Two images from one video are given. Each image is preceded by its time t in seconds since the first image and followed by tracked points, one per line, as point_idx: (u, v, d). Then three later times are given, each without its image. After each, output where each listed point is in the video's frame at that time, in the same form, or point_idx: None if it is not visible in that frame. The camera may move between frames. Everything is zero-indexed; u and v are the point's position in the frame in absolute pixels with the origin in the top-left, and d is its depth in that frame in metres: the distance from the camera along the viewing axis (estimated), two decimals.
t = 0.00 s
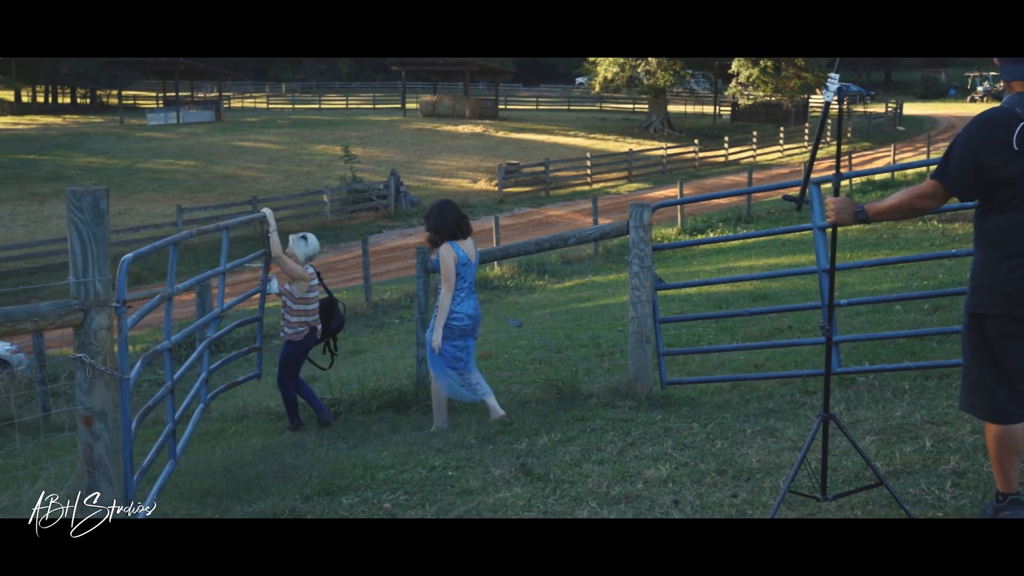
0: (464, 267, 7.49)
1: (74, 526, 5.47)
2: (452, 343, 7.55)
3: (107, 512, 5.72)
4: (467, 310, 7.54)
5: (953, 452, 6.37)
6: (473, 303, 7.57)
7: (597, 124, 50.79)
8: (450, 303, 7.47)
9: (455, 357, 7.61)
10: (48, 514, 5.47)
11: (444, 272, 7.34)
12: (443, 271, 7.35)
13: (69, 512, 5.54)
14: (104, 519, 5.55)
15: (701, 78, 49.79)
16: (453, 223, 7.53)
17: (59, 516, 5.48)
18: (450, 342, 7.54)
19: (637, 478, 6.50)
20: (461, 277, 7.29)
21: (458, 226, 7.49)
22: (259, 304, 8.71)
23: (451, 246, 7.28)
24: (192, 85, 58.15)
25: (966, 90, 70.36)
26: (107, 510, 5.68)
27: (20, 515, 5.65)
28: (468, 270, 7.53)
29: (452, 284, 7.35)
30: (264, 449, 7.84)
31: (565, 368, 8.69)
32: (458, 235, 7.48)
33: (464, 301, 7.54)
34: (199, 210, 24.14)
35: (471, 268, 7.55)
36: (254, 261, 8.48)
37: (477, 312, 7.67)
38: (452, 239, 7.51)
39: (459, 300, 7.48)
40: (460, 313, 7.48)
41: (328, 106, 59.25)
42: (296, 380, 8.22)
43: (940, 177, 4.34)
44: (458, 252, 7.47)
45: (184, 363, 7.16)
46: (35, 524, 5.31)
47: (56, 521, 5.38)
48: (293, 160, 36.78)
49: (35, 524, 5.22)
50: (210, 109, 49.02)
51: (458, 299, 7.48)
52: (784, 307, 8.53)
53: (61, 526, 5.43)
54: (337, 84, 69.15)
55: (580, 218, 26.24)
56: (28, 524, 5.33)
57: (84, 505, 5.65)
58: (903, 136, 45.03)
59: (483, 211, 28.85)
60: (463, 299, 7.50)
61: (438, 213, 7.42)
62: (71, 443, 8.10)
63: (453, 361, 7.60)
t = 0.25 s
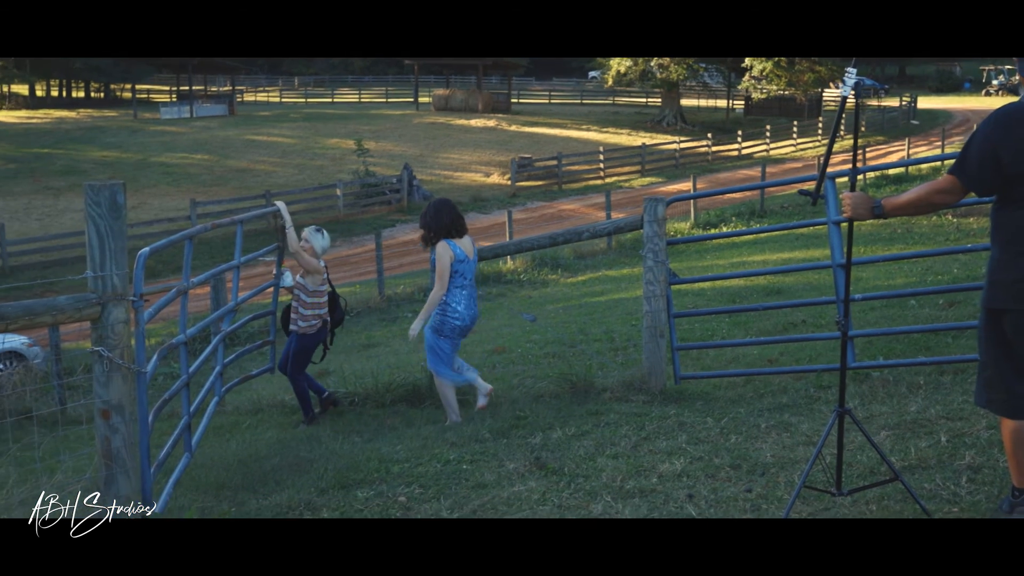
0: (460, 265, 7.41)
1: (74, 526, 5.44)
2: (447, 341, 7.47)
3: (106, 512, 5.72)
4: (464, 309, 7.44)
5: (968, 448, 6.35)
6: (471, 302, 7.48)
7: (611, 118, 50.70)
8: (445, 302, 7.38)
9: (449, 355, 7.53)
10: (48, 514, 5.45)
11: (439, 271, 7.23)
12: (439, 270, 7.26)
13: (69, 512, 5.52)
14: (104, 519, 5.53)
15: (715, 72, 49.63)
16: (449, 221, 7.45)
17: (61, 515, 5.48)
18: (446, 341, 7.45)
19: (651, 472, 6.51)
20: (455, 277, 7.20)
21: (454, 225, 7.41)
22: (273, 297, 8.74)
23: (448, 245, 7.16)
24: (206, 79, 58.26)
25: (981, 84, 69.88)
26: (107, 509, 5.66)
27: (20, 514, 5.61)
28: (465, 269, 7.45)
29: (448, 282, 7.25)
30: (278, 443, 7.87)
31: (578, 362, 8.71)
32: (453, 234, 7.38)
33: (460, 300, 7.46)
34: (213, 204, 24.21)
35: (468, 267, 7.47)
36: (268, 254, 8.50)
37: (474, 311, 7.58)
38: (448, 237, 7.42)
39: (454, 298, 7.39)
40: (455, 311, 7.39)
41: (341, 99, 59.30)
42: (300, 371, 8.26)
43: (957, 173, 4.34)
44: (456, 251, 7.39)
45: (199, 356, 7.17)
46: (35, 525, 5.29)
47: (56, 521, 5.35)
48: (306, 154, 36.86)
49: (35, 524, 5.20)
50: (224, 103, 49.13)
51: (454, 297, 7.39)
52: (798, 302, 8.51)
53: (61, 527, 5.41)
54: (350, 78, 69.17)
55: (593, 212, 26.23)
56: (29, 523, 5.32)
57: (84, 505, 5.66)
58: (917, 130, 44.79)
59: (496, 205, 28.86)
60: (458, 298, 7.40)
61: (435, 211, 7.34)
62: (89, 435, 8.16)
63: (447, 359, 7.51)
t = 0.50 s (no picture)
0: (461, 258, 7.57)
1: (74, 525, 5.34)
2: (448, 332, 7.64)
3: (106, 512, 5.62)
4: (464, 300, 7.62)
5: (982, 443, 6.34)
6: (471, 294, 7.65)
7: (622, 113, 50.67)
8: (446, 293, 7.56)
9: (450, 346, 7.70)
10: (48, 514, 5.36)
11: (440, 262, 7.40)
12: (439, 262, 7.41)
13: (69, 511, 5.43)
14: (104, 519, 5.39)
15: (727, 67, 49.56)
16: (448, 216, 7.57)
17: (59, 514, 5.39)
18: (447, 331, 7.63)
19: (665, 466, 6.52)
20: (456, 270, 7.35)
21: (455, 218, 7.55)
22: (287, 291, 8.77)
23: (448, 238, 7.30)
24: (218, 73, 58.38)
25: (994, 79, 69.63)
26: (108, 509, 5.53)
27: (21, 512, 5.56)
28: (466, 261, 7.60)
29: (449, 274, 7.42)
30: (292, 436, 7.89)
31: (591, 357, 8.71)
32: (453, 227, 7.52)
33: (460, 291, 7.62)
34: (225, 198, 24.28)
35: (468, 260, 7.62)
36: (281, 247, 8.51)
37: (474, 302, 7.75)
38: (448, 231, 7.56)
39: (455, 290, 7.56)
40: (456, 302, 7.57)
41: (353, 94, 59.38)
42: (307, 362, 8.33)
43: (973, 167, 4.38)
44: (456, 244, 7.55)
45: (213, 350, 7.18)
46: (35, 525, 5.21)
47: (56, 521, 5.25)
48: (318, 149, 36.91)
49: (33, 524, 5.11)
50: (236, 98, 49.21)
51: (455, 289, 7.56)
52: (811, 297, 8.50)
53: (60, 527, 5.30)
54: (362, 72, 69.25)
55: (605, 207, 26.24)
56: (28, 524, 5.24)
57: (84, 505, 5.58)
58: (930, 126, 44.67)
59: (507, 199, 28.89)
60: (459, 290, 7.57)
61: (434, 205, 7.48)
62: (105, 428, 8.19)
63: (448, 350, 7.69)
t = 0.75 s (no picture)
0: (461, 258, 7.64)
1: (73, 526, 5.38)
2: (446, 332, 7.62)
3: (105, 512, 5.63)
4: (463, 300, 7.65)
5: (997, 439, 6.33)
6: (470, 295, 7.69)
7: (634, 108, 50.57)
8: (446, 293, 7.60)
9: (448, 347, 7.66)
10: (48, 514, 5.39)
11: (441, 260, 7.47)
12: (440, 261, 7.50)
13: (69, 512, 5.49)
14: (104, 519, 5.43)
15: (739, 62, 49.39)
16: (450, 216, 7.67)
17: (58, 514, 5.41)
18: (446, 331, 7.61)
19: (678, 461, 6.52)
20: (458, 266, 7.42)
21: (457, 218, 7.66)
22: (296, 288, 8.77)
23: (449, 235, 7.36)
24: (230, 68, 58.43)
25: (1009, 74, 69.16)
26: (107, 510, 5.56)
27: (20, 508, 5.58)
28: (466, 262, 7.67)
29: (450, 271, 7.48)
30: (305, 429, 7.92)
31: (603, 351, 8.72)
32: (455, 226, 7.61)
33: (459, 291, 7.66)
34: (237, 192, 24.36)
35: (468, 260, 7.70)
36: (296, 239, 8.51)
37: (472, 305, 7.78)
38: (448, 231, 7.66)
39: (455, 290, 7.61)
40: (456, 302, 7.60)
41: (365, 89, 59.39)
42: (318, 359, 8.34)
43: (991, 162, 4.47)
44: (456, 244, 7.64)
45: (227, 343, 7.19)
46: (36, 524, 5.23)
47: (56, 521, 5.30)
48: (330, 143, 36.97)
49: (34, 524, 5.13)
50: (247, 92, 49.30)
51: (455, 288, 7.60)
52: (824, 292, 8.49)
53: (60, 527, 5.34)
54: (373, 67, 69.22)
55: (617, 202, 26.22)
56: (28, 524, 5.25)
57: (84, 505, 5.61)
58: (943, 121, 44.44)
59: (519, 194, 28.88)
60: (458, 289, 7.62)
61: (435, 205, 7.59)
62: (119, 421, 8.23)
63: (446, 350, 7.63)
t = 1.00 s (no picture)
0: (455, 262, 7.77)
1: (73, 526, 5.46)
2: (438, 334, 7.73)
3: (107, 512, 5.59)
4: (455, 304, 7.77)
5: (1009, 434, 6.33)
6: (463, 298, 7.82)
7: (644, 102, 50.48)
8: (439, 296, 7.73)
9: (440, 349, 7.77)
10: (48, 513, 5.45)
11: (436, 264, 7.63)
12: (435, 264, 7.66)
13: (69, 512, 5.52)
14: (103, 519, 5.47)
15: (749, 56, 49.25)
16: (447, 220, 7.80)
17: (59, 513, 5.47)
18: (437, 334, 7.72)
19: (689, 455, 6.53)
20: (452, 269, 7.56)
21: (455, 222, 7.79)
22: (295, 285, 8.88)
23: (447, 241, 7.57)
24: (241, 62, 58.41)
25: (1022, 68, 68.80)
26: (107, 509, 5.56)
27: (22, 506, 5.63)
28: (459, 266, 7.80)
29: (444, 274, 7.62)
30: (316, 423, 7.95)
31: (614, 346, 8.73)
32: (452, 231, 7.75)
33: (452, 295, 7.79)
34: (247, 187, 24.42)
35: (462, 265, 7.84)
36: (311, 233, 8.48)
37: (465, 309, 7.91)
38: (445, 235, 7.79)
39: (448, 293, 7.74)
40: (448, 304, 7.71)
41: (374, 84, 59.35)
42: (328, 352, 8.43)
43: (1004, 158, 4.66)
44: (452, 247, 7.77)
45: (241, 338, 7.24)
46: (35, 525, 5.31)
47: (55, 521, 5.38)
48: (340, 138, 36.99)
49: (34, 524, 5.21)
50: (258, 87, 49.32)
51: (449, 290, 7.73)
52: (835, 287, 8.49)
53: (60, 527, 5.42)
54: (383, 61, 69.18)
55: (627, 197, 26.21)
56: (28, 524, 5.32)
57: (84, 504, 5.60)
58: (955, 116, 44.27)
59: (529, 189, 28.88)
60: (449, 293, 7.75)
61: (433, 208, 7.73)
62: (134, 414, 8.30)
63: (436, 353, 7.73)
